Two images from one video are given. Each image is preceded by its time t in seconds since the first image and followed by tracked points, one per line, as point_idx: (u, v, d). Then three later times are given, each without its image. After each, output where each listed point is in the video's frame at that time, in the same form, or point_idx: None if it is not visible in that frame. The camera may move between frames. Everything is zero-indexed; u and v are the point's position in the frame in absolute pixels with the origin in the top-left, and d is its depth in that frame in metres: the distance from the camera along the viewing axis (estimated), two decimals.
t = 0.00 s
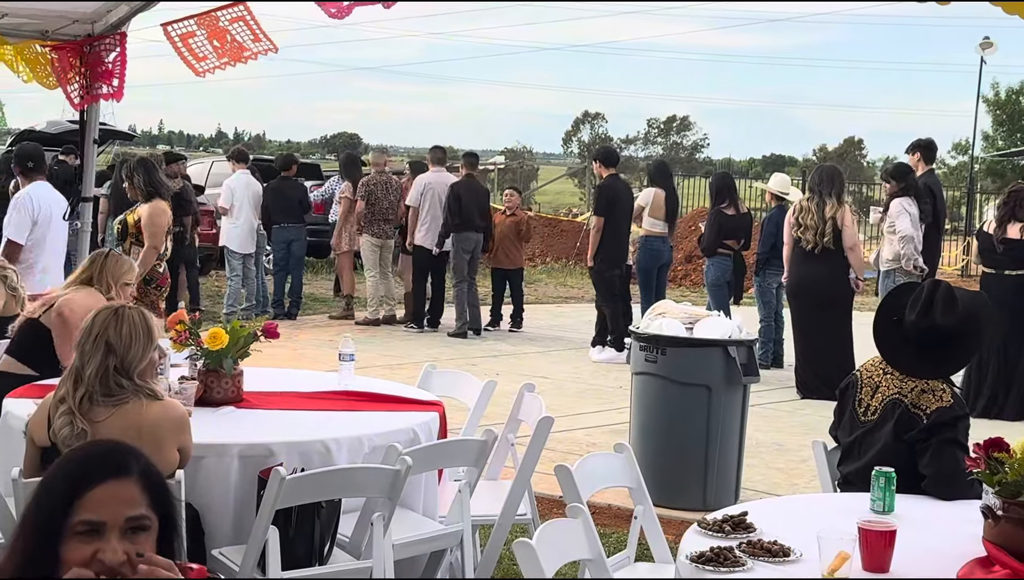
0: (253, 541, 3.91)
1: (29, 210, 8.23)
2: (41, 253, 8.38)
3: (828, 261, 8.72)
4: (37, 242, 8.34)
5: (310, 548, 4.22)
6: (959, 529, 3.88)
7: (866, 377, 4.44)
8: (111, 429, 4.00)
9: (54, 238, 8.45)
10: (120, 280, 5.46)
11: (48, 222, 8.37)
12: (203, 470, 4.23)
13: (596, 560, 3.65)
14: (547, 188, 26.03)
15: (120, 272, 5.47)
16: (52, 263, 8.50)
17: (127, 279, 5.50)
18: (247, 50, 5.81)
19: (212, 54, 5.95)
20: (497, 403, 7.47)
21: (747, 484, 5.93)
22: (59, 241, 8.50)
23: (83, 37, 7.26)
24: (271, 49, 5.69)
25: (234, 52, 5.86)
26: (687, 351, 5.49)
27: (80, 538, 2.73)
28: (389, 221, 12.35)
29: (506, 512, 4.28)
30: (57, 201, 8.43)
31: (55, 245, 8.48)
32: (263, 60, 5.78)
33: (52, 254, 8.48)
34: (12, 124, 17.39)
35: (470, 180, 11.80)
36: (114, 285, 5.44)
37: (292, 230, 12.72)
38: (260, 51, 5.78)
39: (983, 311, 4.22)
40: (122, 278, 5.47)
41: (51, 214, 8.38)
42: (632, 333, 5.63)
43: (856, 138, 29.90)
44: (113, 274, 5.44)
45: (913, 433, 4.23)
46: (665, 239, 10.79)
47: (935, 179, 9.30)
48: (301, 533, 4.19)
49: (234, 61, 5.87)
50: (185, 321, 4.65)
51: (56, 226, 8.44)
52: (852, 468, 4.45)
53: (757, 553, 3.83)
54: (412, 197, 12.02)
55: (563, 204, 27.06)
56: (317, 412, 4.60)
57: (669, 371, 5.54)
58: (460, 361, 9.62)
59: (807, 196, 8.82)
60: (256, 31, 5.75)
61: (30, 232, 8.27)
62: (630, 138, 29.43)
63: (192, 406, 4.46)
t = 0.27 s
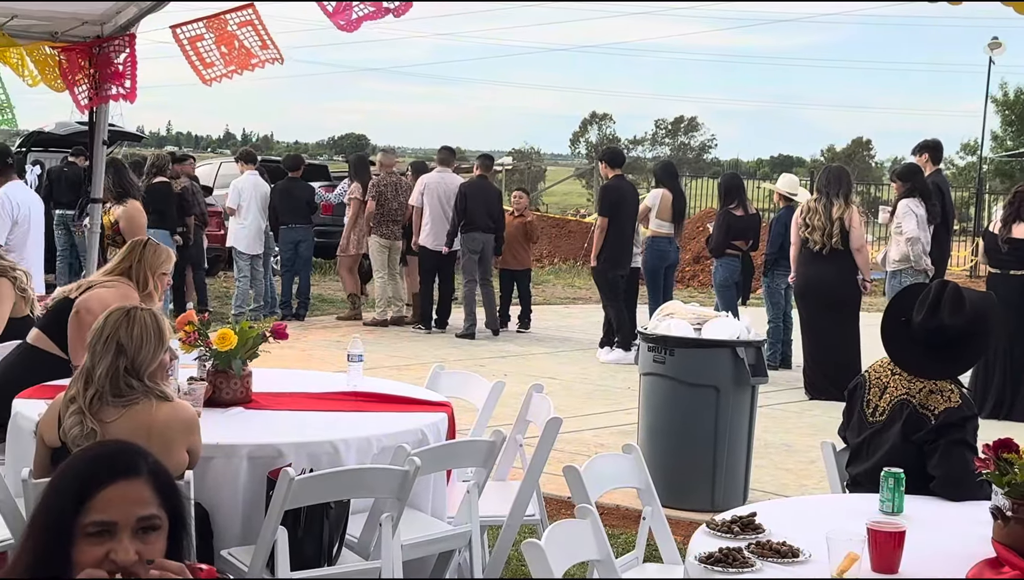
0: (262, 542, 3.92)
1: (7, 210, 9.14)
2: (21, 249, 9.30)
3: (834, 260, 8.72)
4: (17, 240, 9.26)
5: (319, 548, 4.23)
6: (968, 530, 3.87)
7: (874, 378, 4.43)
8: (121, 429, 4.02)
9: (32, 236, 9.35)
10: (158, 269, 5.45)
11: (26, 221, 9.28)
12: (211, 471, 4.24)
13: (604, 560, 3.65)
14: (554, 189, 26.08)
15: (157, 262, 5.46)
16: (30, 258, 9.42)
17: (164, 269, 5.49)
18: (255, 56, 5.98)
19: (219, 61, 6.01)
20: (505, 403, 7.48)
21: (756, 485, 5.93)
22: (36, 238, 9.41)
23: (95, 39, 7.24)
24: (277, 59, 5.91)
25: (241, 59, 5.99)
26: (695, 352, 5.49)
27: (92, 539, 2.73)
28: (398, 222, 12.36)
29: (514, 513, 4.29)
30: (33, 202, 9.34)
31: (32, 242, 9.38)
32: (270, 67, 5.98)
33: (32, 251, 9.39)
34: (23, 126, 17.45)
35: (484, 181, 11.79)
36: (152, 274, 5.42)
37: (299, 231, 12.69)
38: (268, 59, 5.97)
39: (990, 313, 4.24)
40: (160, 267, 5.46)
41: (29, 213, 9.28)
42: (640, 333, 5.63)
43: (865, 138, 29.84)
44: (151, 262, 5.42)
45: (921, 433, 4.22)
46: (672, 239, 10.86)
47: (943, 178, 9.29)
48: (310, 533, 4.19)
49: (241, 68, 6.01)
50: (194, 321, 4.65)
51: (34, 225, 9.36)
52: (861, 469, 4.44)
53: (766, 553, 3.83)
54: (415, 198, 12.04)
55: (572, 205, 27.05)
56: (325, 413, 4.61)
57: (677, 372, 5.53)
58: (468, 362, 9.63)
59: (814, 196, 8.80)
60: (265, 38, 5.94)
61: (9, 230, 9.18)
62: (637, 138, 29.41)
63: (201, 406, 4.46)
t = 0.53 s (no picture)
0: (268, 542, 3.92)
1: None
2: None
3: (842, 261, 8.71)
4: None
5: (326, 549, 4.23)
6: (974, 531, 3.87)
7: (879, 378, 4.42)
8: (128, 429, 4.02)
9: None
10: (172, 258, 5.47)
11: None
12: (218, 472, 4.24)
13: (610, 561, 3.65)
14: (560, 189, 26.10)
15: (175, 251, 5.48)
16: None
17: (179, 259, 5.51)
18: (258, 64, 5.97)
19: (224, 65, 6.10)
20: (511, 404, 7.49)
21: (762, 485, 5.92)
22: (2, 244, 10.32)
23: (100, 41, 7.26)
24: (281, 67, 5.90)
25: (245, 65, 6.01)
26: (701, 352, 5.49)
27: (98, 536, 2.74)
28: (406, 223, 12.41)
29: (520, 513, 4.29)
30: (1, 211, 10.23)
31: None
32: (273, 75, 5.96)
33: None
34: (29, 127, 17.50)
35: (498, 182, 11.79)
36: (166, 261, 5.44)
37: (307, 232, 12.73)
38: (271, 67, 5.95)
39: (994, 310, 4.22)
40: (174, 255, 5.48)
41: None
42: (646, 334, 5.63)
43: (871, 138, 29.78)
44: (167, 250, 5.45)
45: (927, 433, 4.21)
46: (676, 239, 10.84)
47: (949, 178, 9.27)
48: (316, 534, 4.20)
49: (245, 75, 6.02)
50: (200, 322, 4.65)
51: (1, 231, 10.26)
52: (867, 469, 4.43)
53: (772, 553, 3.83)
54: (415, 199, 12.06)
55: (578, 205, 27.04)
56: (330, 413, 4.61)
57: (683, 372, 5.53)
58: (473, 362, 9.63)
59: (822, 196, 8.81)
60: (269, 44, 5.93)
61: None
62: (643, 138, 29.41)
63: (207, 407, 4.46)
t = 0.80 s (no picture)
0: (273, 543, 3.92)
1: None
2: None
3: (852, 261, 8.69)
4: None
5: (331, 549, 4.23)
6: (982, 531, 3.85)
7: (885, 378, 4.40)
8: (133, 431, 4.02)
9: None
10: (176, 241, 5.39)
11: None
12: (223, 473, 4.24)
13: (617, 561, 3.64)
14: (565, 189, 26.06)
15: (180, 231, 5.40)
16: None
17: (183, 240, 5.43)
18: (259, 69, 6.13)
19: (228, 68, 6.23)
20: (516, 404, 7.47)
21: (768, 485, 5.91)
22: None
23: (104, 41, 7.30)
24: (281, 74, 6.03)
25: (245, 70, 6.17)
26: (707, 352, 5.47)
27: (103, 538, 2.73)
28: (411, 223, 12.36)
29: (526, 514, 4.28)
30: None
31: None
32: (272, 81, 6.11)
33: None
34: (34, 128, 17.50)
35: (509, 180, 11.80)
36: (170, 243, 5.37)
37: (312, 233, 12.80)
38: (271, 73, 6.11)
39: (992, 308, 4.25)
40: (178, 237, 5.40)
41: None
42: (651, 334, 5.62)
43: (876, 137, 29.73)
44: (171, 231, 5.36)
45: (934, 433, 4.19)
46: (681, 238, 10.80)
47: (956, 177, 9.25)
48: (321, 535, 4.20)
49: (245, 79, 6.18)
50: (205, 323, 4.63)
51: None
52: (873, 470, 4.42)
53: (779, 554, 3.81)
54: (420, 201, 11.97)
55: (583, 204, 27.00)
56: (335, 414, 4.60)
57: (689, 372, 5.52)
58: (479, 363, 9.62)
59: (832, 195, 8.77)
60: (270, 49, 6.07)
61: None
62: (649, 138, 29.37)
63: (212, 408, 4.45)
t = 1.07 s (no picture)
0: (281, 544, 3.92)
1: None
2: None
3: (864, 261, 8.68)
4: None
5: (339, 550, 4.24)
6: (990, 531, 3.85)
7: (892, 378, 4.41)
8: (142, 432, 4.03)
9: None
10: (177, 225, 5.43)
11: None
12: (230, 474, 4.24)
13: (624, 562, 3.64)
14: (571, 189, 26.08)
15: (180, 215, 5.44)
16: None
17: (183, 225, 5.48)
18: (263, 73, 6.08)
19: (232, 70, 6.26)
20: (523, 405, 7.47)
21: (775, 485, 5.90)
22: None
23: (109, 44, 7.32)
24: (284, 78, 5.96)
25: (250, 74, 6.14)
26: (713, 353, 5.47)
27: (114, 544, 2.73)
28: (416, 224, 12.36)
29: (534, 515, 4.29)
30: None
31: None
32: (277, 85, 6.05)
33: None
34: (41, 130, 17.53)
35: (513, 181, 11.73)
36: (170, 227, 5.41)
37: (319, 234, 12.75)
38: (275, 76, 6.06)
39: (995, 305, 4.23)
40: (178, 221, 5.44)
41: None
42: (658, 334, 5.62)
43: (882, 136, 29.69)
44: (172, 216, 5.40)
45: (941, 433, 4.19)
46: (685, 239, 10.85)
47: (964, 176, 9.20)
48: (328, 536, 4.21)
49: (251, 83, 6.15)
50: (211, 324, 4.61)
51: None
52: (880, 470, 4.42)
53: (786, 555, 3.81)
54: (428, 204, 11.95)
55: (588, 204, 27.02)
56: (342, 415, 4.61)
57: (695, 372, 5.52)
58: (486, 363, 9.63)
59: (842, 192, 8.73)
60: (275, 52, 6.04)
61: None
62: (654, 138, 29.37)
63: (219, 409, 4.45)
